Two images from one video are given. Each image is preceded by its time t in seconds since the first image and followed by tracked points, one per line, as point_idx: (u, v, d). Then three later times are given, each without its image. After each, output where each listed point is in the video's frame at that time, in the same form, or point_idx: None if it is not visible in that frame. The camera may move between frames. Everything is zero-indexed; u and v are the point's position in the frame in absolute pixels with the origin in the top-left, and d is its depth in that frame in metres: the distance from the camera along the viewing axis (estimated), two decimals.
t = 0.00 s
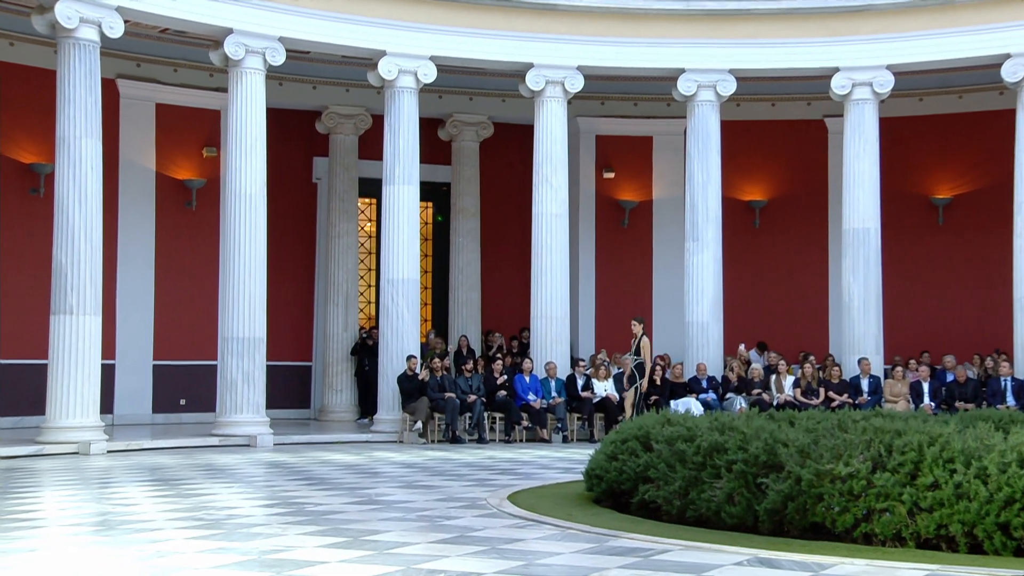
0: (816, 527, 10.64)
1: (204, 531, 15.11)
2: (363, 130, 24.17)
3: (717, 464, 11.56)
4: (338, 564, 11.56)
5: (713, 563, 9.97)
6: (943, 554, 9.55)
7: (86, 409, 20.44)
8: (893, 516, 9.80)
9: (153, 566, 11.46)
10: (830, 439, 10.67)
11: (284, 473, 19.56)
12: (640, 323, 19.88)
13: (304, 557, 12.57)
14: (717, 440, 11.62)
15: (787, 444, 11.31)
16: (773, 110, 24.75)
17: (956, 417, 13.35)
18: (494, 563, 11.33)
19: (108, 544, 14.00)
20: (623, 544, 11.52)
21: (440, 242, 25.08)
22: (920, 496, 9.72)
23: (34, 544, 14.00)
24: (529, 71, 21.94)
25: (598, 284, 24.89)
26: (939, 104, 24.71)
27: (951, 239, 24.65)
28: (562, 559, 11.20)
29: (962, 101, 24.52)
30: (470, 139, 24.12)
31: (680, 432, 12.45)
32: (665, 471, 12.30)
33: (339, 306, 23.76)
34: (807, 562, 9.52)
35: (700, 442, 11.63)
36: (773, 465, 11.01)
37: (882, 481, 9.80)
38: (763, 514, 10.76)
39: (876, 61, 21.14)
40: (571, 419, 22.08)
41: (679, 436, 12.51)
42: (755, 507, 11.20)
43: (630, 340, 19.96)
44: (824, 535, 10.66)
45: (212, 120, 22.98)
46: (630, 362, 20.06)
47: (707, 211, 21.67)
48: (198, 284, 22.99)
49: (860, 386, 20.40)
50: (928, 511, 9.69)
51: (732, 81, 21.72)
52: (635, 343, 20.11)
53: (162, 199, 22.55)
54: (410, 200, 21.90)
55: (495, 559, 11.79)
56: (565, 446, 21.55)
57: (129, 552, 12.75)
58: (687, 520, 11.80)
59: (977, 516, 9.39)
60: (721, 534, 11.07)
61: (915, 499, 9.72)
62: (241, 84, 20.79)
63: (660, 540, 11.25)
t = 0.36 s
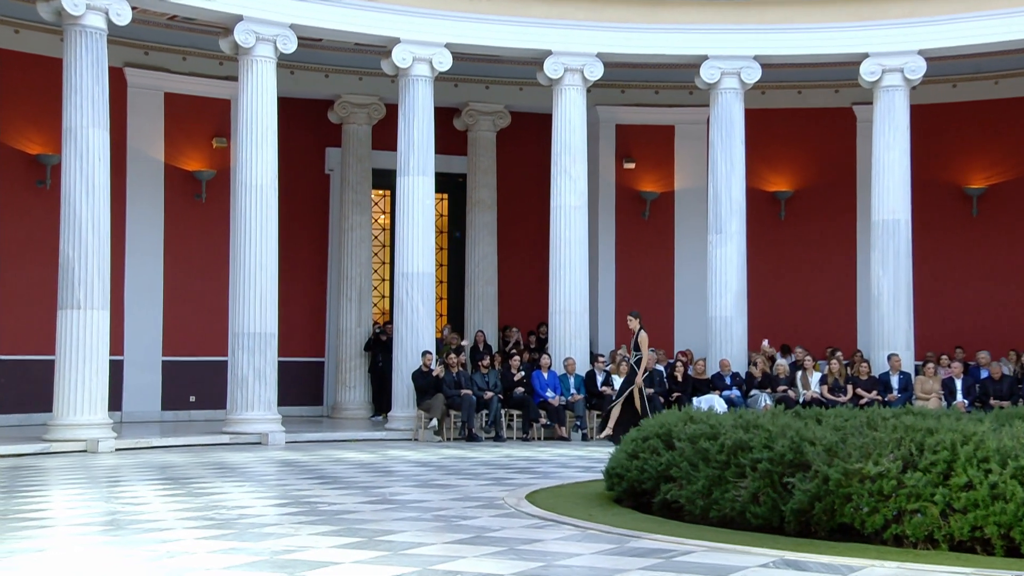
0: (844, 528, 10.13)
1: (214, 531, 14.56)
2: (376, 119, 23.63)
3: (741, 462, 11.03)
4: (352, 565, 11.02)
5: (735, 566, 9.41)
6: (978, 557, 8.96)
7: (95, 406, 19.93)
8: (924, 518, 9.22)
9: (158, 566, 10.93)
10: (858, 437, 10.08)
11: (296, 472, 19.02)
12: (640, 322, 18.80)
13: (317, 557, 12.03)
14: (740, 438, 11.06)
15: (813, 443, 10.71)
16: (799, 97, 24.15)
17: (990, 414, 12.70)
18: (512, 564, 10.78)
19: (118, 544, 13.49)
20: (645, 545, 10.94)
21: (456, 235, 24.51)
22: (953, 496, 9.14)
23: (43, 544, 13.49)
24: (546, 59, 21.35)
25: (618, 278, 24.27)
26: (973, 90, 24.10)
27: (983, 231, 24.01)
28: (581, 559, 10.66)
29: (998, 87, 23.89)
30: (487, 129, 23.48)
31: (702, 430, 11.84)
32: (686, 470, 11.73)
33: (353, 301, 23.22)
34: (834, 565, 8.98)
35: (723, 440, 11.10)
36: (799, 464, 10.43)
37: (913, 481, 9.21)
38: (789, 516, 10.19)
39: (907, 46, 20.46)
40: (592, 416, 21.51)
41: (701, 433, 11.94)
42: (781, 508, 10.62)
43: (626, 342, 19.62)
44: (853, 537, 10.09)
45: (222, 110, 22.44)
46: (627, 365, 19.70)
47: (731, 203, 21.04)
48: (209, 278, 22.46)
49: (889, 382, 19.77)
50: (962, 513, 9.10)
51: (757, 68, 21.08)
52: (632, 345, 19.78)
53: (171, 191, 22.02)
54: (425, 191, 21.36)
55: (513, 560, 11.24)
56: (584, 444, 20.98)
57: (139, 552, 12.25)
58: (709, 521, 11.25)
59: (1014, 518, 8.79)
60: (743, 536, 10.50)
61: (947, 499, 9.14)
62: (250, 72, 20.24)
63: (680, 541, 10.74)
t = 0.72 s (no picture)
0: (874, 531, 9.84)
1: (225, 532, 14.00)
2: (390, 109, 23.02)
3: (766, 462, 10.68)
4: (366, 567, 10.44)
5: (762, 569, 9.09)
6: (1015, 562, 8.70)
7: (103, 404, 19.41)
8: (959, 521, 8.95)
9: (163, 569, 10.37)
10: (888, 437, 9.80)
11: (309, 472, 18.45)
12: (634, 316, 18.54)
13: (331, 559, 11.46)
14: (766, 437, 10.73)
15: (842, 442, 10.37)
16: (827, 85, 23.55)
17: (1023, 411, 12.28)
18: (531, 567, 10.22)
19: (128, 545, 12.97)
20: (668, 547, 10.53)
21: (472, 228, 23.92)
22: (988, 498, 8.87)
23: (50, 545, 12.97)
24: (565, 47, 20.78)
25: (639, 273, 23.68)
26: (1009, 76, 23.36)
27: (1016, 223, 23.37)
28: (602, 561, 10.12)
29: None
30: (504, 119, 22.88)
31: (726, 429, 11.42)
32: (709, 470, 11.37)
33: (366, 296, 22.66)
34: (868, 569, 8.70)
35: (748, 439, 10.75)
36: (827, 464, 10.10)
37: (947, 482, 8.96)
38: (817, 518, 9.90)
39: (940, 31, 19.75)
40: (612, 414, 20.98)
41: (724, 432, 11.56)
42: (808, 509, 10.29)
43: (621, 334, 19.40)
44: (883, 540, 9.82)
45: (231, 100, 21.89)
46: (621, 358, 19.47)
47: (756, 195, 20.41)
48: (219, 272, 21.91)
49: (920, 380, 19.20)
50: (999, 516, 8.83)
51: (783, 55, 20.43)
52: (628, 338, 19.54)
53: (180, 183, 21.48)
54: (439, 183, 20.83)
55: (530, 562, 10.71)
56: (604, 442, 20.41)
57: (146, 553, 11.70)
58: (734, 523, 10.90)
59: None
60: (769, 539, 10.17)
61: (983, 502, 8.87)
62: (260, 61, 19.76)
63: (704, 544, 10.38)
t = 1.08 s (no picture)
0: (903, 534, 9.61)
1: (234, 534, 13.45)
2: (403, 100, 22.42)
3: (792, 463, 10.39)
4: (381, 570, 9.90)
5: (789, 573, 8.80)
6: None
7: (110, 402, 18.91)
8: (993, 524, 8.73)
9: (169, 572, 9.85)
10: (919, 438, 9.58)
11: (320, 472, 17.89)
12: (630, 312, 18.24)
13: (345, 562, 10.91)
14: (792, 437, 10.45)
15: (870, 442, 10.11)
16: (854, 73, 23.05)
17: None
18: (550, 569, 9.68)
19: (137, 546, 12.45)
20: (690, 551, 10.12)
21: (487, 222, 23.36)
22: None
23: (55, 547, 12.46)
24: (584, 35, 20.20)
25: (659, 269, 23.11)
26: None
27: None
28: (624, 565, 9.58)
29: None
30: (520, 109, 22.25)
31: (750, 429, 11.10)
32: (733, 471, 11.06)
33: (378, 291, 22.12)
34: (900, 572, 8.39)
35: (773, 438, 10.47)
36: (856, 465, 9.83)
37: (981, 484, 8.75)
38: (845, 520, 9.67)
39: (975, 16, 19.08)
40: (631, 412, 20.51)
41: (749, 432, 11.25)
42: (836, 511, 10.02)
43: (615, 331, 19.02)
44: (913, 543, 9.59)
45: (240, 90, 21.34)
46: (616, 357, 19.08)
47: (780, 187, 19.78)
48: (228, 267, 21.39)
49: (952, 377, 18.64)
50: None
51: (809, 42, 19.80)
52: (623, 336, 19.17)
53: (187, 174, 20.96)
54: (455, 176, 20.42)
55: (548, 565, 10.17)
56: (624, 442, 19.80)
57: (153, 555, 11.16)
58: (758, 525, 10.61)
59: None
60: (796, 541, 9.89)
61: (1019, 504, 8.64)
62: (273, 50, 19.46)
63: (729, 546, 10.08)
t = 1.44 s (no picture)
0: (934, 538, 9.23)
1: (246, 535, 12.95)
2: (417, 91, 21.91)
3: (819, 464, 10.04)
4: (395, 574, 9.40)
5: None
6: None
7: (118, 400, 18.43)
8: None
9: None
10: (952, 439, 9.20)
11: (333, 473, 17.39)
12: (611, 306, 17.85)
13: (358, 565, 10.41)
14: (819, 437, 10.10)
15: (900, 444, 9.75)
16: (884, 62, 22.50)
17: None
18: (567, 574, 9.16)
19: (146, 548, 11.97)
20: (712, 554, 9.76)
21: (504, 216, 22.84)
22: None
23: (59, 549, 11.98)
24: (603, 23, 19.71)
25: (680, 265, 22.58)
26: None
27: None
28: (644, 569, 9.06)
29: None
30: (537, 100, 21.70)
31: (775, 429, 10.76)
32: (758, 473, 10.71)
33: (392, 287, 21.62)
34: None
35: (800, 439, 10.13)
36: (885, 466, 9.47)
37: (1017, 487, 8.36)
38: (874, 523, 9.30)
39: (1009, 2, 18.46)
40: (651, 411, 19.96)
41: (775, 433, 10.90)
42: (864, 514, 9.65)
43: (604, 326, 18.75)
44: (945, 548, 9.20)
45: (251, 81, 20.87)
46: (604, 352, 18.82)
47: (806, 179, 19.20)
48: (239, 262, 20.92)
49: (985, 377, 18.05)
50: None
51: (836, 30, 19.21)
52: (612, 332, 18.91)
53: (196, 166, 20.48)
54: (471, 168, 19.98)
55: (568, 569, 9.66)
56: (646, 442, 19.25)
57: (158, 559, 10.67)
58: (784, 528, 10.25)
59: None
60: (822, 545, 9.52)
61: None
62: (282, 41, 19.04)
63: (753, 549, 9.72)
